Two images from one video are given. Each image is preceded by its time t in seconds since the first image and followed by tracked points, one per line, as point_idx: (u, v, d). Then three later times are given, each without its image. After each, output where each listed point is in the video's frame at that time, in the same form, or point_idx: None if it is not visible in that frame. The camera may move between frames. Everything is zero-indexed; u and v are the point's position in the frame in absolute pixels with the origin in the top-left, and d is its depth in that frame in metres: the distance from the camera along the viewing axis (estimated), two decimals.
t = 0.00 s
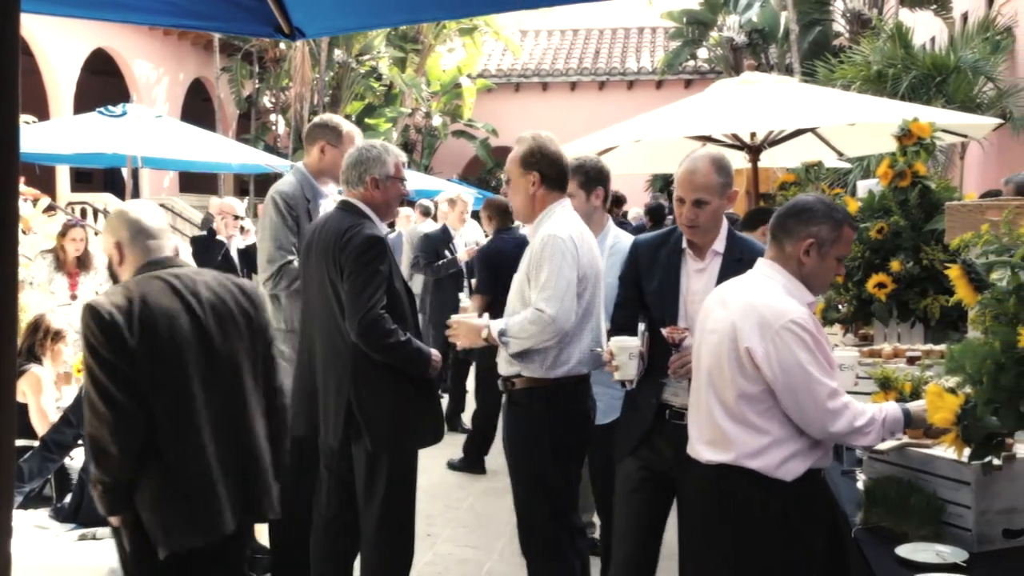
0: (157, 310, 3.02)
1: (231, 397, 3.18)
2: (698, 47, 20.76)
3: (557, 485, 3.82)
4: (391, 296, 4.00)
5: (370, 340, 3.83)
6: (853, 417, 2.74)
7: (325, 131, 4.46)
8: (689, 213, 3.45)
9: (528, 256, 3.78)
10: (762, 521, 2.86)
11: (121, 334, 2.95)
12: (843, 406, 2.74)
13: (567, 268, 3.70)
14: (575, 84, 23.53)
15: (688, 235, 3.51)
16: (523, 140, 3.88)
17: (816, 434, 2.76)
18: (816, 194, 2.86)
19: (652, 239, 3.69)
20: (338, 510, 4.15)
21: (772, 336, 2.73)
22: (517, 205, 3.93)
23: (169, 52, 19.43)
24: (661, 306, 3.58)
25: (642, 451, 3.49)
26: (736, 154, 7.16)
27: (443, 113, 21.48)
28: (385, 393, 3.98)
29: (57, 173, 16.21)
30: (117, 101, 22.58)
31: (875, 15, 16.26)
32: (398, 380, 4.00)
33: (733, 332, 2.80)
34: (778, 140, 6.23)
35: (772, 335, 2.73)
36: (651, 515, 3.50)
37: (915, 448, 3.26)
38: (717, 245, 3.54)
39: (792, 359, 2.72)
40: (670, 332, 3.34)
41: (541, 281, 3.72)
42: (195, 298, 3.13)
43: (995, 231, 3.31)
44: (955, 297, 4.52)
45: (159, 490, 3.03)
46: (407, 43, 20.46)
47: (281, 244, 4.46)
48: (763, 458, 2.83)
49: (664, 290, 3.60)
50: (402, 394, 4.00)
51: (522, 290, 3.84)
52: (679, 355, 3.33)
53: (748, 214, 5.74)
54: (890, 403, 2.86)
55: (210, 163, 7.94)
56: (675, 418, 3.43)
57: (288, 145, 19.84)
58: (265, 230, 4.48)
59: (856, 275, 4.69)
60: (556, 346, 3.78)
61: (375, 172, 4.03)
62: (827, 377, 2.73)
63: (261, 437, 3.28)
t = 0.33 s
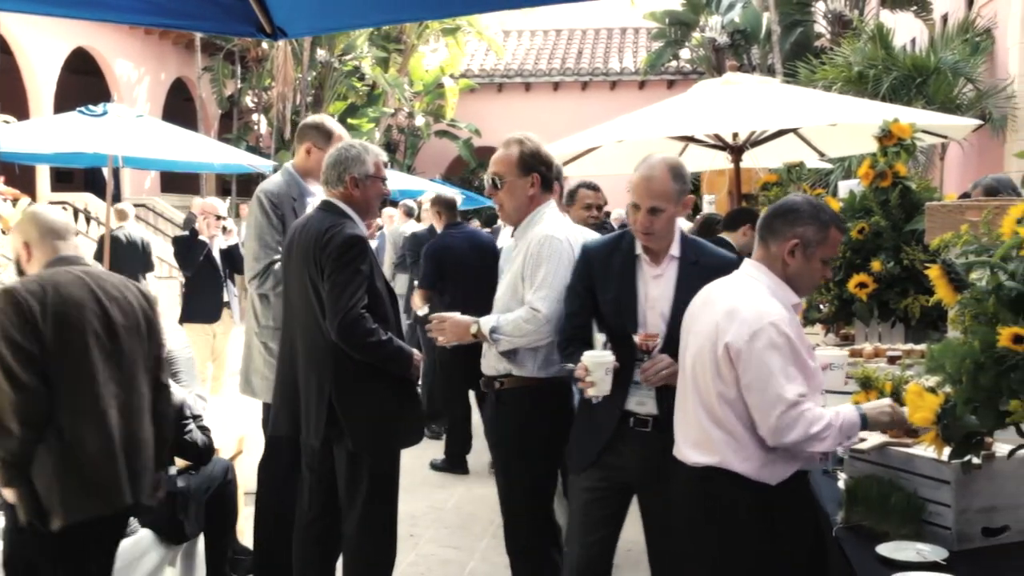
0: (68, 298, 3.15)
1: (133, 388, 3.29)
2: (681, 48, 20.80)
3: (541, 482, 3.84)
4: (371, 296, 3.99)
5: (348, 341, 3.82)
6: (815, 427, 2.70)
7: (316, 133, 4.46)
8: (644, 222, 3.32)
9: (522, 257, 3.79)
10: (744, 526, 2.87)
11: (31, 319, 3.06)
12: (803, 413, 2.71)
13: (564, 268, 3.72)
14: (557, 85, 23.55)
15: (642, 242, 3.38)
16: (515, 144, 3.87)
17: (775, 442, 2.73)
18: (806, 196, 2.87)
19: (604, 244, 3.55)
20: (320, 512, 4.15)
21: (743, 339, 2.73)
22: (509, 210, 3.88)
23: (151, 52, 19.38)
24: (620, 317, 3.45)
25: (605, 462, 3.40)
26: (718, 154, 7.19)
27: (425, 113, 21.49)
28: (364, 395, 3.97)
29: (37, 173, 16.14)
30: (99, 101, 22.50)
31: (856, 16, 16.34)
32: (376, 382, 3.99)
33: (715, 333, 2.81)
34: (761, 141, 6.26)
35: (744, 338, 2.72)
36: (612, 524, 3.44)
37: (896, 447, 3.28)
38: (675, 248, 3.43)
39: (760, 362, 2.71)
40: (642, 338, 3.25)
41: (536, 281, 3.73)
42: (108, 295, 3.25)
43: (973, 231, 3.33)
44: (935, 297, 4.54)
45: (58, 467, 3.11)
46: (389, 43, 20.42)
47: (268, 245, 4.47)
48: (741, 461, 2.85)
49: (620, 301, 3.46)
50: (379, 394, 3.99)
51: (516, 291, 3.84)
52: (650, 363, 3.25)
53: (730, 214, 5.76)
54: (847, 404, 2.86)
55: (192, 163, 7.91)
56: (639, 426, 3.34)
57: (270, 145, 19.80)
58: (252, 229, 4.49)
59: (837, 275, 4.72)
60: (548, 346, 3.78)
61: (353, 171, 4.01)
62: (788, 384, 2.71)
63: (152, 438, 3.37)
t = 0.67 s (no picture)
0: None
1: None
2: (662, 49, 20.81)
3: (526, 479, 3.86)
4: (349, 295, 3.98)
5: (323, 338, 3.80)
6: (742, 432, 2.70)
7: (303, 140, 4.41)
8: (556, 226, 3.04)
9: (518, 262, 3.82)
10: (716, 532, 2.90)
11: None
12: (732, 416, 2.70)
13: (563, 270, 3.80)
14: (539, 85, 23.56)
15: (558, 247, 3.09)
16: (501, 146, 3.86)
17: (703, 435, 2.73)
18: (794, 196, 2.89)
19: (519, 249, 3.20)
20: (302, 512, 4.13)
21: (709, 335, 2.75)
22: (497, 213, 3.89)
23: (130, 51, 19.24)
24: (542, 322, 3.14)
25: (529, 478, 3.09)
26: (699, 154, 7.21)
27: (407, 113, 21.47)
28: (341, 394, 3.96)
29: (16, 173, 16.02)
30: (77, 100, 22.35)
31: (836, 17, 16.38)
32: (353, 382, 3.97)
33: (691, 332, 2.83)
34: (742, 142, 6.27)
35: (712, 335, 2.74)
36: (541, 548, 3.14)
37: (874, 447, 3.30)
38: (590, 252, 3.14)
39: (717, 360, 2.73)
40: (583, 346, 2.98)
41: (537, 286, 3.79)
42: None
43: (952, 232, 3.34)
44: (914, 297, 4.57)
45: None
46: (371, 43, 20.36)
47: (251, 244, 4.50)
48: (709, 457, 2.88)
49: (541, 308, 3.14)
50: (354, 394, 3.97)
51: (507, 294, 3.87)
52: (588, 374, 2.99)
53: (710, 215, 5.78)
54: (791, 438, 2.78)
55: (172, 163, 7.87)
56: (562, 438, 3.05)
57: (251, 145, 19.72)
58: (235, 231, 4.52)
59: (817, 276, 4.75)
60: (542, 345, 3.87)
61: (324, 170, 3.99)
62: (726, 383, 2.71)
63: (41, 445, 2.42)
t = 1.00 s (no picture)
0: None
1: None
2: (644, 49, 20.84)
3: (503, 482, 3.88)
4: (328, 295, 3.96)
5: (302, 339, 3.78)
6: (741, 461, 2.67)
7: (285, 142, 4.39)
8: (517, 222, 2.91)
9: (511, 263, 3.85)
10: (696, 535, 2.91)
11: None
12: (738, 441, 2.68)
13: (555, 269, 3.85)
14: (521, 86, 23.58)
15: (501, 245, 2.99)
16: (483, 147, 3.85)
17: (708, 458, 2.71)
18: (776, 198, 2.89)
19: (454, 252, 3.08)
20: (283, 513, 4.12)
21: (693, 342, 2.75)
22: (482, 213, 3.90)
23: (110, 49, 19.13)
24: (478, 329, 3.06)
25: (477, 490, 3.02)
26: (680, 154, 7.23)
27: (389, 113, 21.44)
28: (321, 395, 3.95)
29: None
30: (57, 99, 22.24)
31: (818, 18, 16.41)
32: (333, 382, 3.96)
33: (675, 337, 2.83)
34: (723, 142, 6.30)
35: (697, 345, 2.73)
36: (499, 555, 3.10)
37: (857, 447, 3.32)
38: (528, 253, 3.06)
39: (709, 373, 2.71)
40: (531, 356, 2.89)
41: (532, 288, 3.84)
42: None
43: (931, 232, 3.36)
44: (894, 297, 4.60)
45: None
46: (352, 43, 20.29)
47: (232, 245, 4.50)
48: (693, 461, 2.89)
49: (477, 312, 3.05)
50: (334, 395, 3.97)
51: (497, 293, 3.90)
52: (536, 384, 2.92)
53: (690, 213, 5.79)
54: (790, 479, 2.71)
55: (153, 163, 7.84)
56: (504, 445, 2.99)
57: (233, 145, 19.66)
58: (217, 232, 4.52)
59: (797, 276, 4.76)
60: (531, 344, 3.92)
61: (304, 170, 3.97)
62: (714, 391, 2.71)
63: None
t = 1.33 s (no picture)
0: None
1: None
2: (626, 49, 20.87)
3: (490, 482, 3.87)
4: (310, 295, 3.95)
5: (284, 339, 3.77)
6: (732, 463, 2.67)
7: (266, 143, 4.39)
8: (497, 221, 2.90)
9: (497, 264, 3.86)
10: (685, 536, 2.92)
11: None
12: (729, 444, 2.69)
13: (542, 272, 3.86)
14: (503, 86, 23.58)
15: (472, 246, 2.96)
16: (463, 146, 3.85)
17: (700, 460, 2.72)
18: (757, 199, 2.90)
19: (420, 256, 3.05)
20: (265, 514, 4.10)
21: (681, 344, 2.76)
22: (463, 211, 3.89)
23: (90, 48, 19.03)
24: (442, 334, 3.01)
25: (435, 511, 3.00)
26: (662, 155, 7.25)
27: (371, 113, 21.40)
28: (304, 395, 3.94)
29: None
30: (37, 99, 22.12)
31: (798, 20, 16.43)
32: (316, 382, 3.95)
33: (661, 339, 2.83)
34: (705, 142, 6.32)
35: (685, 347, 2.74)
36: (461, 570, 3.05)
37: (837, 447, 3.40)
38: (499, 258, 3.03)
39: (698, 376, 2.72)
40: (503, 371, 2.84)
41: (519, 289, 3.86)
42: None
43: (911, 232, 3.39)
44: (874, 297, 4.63)
45: None
46: (334, 43, 20.24)
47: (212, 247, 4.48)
48: (680, 462, 2.89)
49: (441, 318, 3.01)
50: (317, 395, 3.95)
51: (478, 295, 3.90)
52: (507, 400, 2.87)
53: (668, 210, 5.80)
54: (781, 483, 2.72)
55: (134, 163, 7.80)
56: (461, 462, 2.94)
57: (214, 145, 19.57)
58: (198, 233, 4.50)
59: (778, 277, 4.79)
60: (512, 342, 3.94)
61: (286, 170, 3.96)
62: (704, 393, 2.71)
63: None
